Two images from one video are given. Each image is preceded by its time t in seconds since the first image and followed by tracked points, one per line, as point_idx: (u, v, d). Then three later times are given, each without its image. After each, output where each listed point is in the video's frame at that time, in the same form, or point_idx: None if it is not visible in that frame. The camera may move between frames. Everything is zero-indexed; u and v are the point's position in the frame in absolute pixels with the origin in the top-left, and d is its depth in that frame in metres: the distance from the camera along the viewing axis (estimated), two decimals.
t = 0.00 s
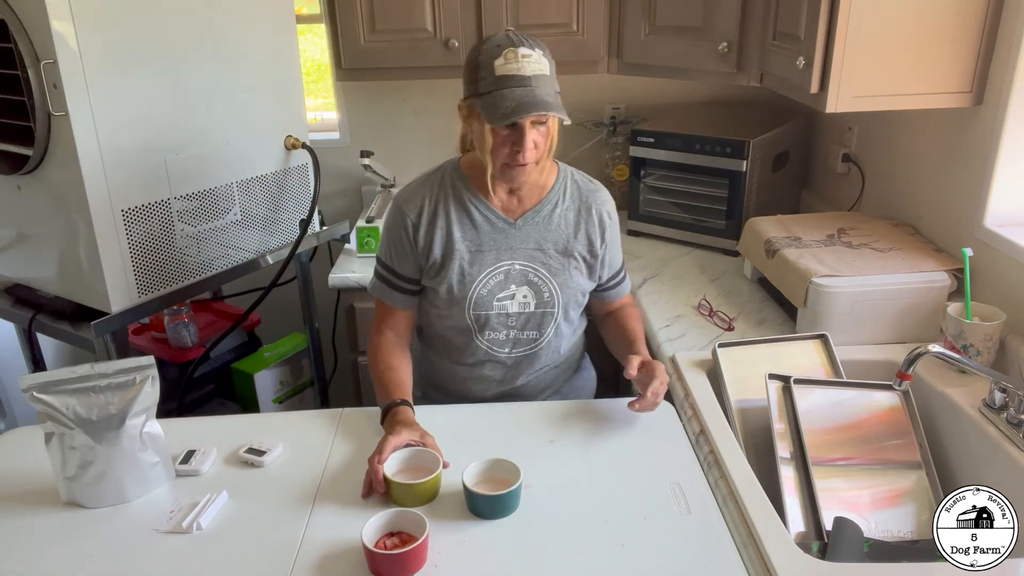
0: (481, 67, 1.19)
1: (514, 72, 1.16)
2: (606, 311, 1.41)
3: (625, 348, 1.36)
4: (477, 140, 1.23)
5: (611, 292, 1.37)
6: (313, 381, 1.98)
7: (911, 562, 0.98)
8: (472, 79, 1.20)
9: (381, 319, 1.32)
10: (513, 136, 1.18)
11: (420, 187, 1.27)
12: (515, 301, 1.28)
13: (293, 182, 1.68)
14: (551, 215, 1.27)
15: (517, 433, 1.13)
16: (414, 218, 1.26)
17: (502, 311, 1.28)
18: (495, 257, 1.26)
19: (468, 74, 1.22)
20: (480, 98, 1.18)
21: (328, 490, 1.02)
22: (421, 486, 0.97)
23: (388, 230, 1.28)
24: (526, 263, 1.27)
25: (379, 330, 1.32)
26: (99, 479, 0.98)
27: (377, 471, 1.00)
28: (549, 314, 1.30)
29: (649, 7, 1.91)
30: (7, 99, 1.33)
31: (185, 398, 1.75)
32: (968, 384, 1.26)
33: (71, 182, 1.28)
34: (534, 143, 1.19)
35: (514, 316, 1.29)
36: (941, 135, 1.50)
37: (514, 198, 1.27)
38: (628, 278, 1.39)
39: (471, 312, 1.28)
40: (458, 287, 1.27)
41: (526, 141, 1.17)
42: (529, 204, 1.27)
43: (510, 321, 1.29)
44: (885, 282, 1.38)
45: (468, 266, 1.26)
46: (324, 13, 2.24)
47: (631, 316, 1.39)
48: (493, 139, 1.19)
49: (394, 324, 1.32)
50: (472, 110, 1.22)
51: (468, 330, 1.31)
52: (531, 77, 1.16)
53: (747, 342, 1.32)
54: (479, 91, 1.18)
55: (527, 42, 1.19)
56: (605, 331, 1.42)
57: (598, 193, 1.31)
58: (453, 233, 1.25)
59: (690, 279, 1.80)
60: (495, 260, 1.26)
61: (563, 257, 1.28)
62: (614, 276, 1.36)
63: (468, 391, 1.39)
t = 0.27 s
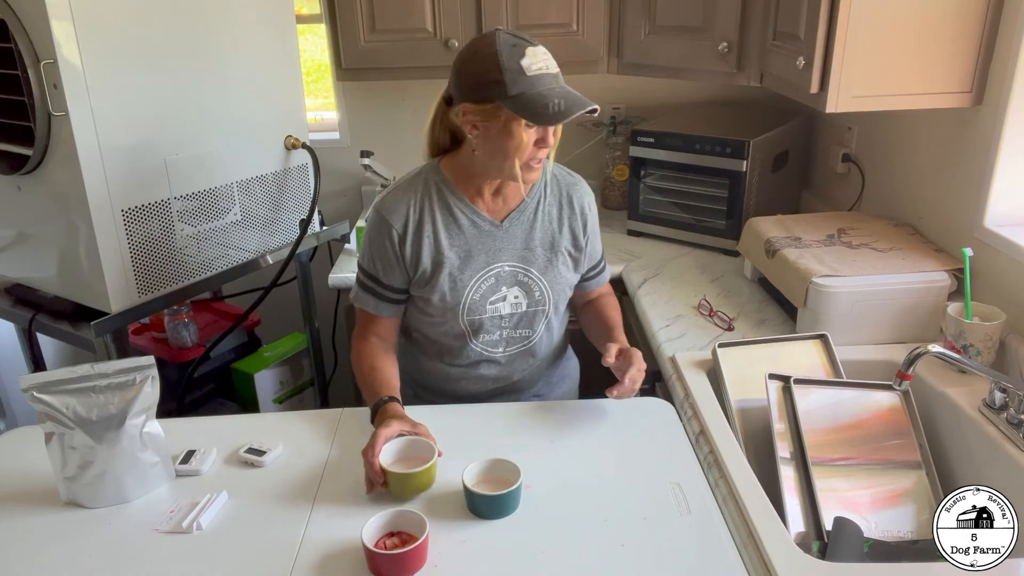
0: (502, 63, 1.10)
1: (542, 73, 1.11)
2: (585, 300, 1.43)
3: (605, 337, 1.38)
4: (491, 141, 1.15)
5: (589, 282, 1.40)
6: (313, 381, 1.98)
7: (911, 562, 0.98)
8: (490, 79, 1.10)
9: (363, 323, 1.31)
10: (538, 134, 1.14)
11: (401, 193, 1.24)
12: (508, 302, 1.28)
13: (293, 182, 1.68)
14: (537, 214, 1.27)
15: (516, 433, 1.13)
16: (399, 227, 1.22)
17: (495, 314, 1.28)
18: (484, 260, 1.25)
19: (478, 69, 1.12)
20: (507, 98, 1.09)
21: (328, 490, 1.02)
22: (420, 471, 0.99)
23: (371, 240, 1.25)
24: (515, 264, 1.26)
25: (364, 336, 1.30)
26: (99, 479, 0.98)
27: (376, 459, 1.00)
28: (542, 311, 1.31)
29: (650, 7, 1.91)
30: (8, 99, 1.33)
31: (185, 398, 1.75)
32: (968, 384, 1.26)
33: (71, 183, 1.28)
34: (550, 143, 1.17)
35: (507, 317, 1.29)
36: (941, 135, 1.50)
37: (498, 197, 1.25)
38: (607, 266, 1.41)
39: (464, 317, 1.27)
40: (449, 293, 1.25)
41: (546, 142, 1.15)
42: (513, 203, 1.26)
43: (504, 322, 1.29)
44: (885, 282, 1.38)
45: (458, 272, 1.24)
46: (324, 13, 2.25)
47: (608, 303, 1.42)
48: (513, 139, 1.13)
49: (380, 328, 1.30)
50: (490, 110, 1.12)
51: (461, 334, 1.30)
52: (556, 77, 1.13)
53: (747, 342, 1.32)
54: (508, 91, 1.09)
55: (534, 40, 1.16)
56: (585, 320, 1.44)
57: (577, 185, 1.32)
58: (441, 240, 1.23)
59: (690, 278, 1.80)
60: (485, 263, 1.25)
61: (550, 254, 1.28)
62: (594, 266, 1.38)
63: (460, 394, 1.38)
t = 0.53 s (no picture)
0: (536, 68, 1.10)
1: (572, 79, 1.12)
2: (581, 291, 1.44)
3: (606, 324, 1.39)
4: (519, 143, 1.14)
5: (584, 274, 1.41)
6: (313, 381, 1.98)
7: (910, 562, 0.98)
8: (523, 82, 1.10)
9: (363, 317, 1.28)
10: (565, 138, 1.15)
11: (412, 189, 1.21)
12: (522, 298, 1.28)
13: (293, 182, 1.68)
14: (546, 209, 1.27)
15: (516, 433, 1.13)
16: (413, 225, 1.20)
17: (511, 309, 1.28)
18: (499, 256, 1.24)
19: (511, 72, 1.11)
20: (543, 103, 1.09)
21: (328, 490, 1.02)
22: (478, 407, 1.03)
23: (381, 239, 1.21)
24: (528, 259, 1.26)
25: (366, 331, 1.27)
26: (99, 479, 0.98)
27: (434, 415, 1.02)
28: (554, 305, 1.31)
29: (650, 7, 1.91)
30: (8, 99, 1.33)
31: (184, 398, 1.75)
32: (968, 384, 1.26)
33: (71, 183, 1.28)
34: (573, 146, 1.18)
35: (521, 312, 1.29)
36: (941, 135, 1.50)
37: (510, 196, 1.25)
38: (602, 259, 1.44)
39: (480, 314, 1.26)
40: (466, 290, 1.24)
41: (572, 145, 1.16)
42: (524, 202, 1.26)
43: (519, 318, 1.29)
44: (885, 282, 1.38)
45: (474, 268, 1.23)
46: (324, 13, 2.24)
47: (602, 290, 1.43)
48: (543, 141, 1.13)
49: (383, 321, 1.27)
50: (523, 114, 1.11)
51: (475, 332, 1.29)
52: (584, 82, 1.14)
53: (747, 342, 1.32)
54: (544, 96, 1.09)
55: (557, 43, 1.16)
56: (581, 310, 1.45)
57: (579, 180, 1.33)
58: (456, 237, 1.21)
59: (690, 278, 1.80)
60: (500, 259, 1.24)
61: (561, 248, 1.29)
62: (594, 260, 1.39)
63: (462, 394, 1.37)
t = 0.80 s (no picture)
0: (572, 67, 1.11)
1: (606, 79, 1.13)
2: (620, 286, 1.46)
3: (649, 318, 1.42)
4: (551, 140, 1.14)
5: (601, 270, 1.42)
6: (313, 381, 1.98)
7: (910, 562, 0.98)
8: (560, 79, 1.10)
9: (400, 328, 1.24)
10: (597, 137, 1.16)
11: (447, 188, 1.19)
12: (559, 294, 1.27)
13: (293, 181, 1.68)
14: (575, 206, 1.27)
15: (516, 434, 1.13)
16: (451, 224, 1.18)
17: (548, 306, 1.27)
18: (536, 253, 1.23)
19: (547, 69, 1.11)
20: (578, 101, 1.10)
21: (328, 490, 1.02)
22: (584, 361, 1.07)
23: (418, 241, 1.19)
24: (562, 256, 1.26)
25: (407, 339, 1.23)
26: (99, 479, 0.98)
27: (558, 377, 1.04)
28: (587, 301, 1.31)
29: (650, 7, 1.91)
30: (8, 99, 1.33)
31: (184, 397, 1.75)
32: (968, 384, 1.26)
33: (70, 183, 1.28)
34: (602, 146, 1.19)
35: (558, 309, 1.28)
36: (941, 135, 1.50)
37: (537, 194, 1.24)
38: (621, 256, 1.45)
39: (519, 312, 1.25)
40: (506, 288, 1.23)
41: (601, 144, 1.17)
42: (553, 200, 1.26)
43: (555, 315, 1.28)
44: (885, 282, 1.38)
45: (513, 266, 1.22)
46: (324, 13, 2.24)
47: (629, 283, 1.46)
48: (574, 138, 1.14)
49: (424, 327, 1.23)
50: (557, 111, 1.12)
51: (513, 331, 1.27)
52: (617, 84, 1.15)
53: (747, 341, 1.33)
54: (578, 94, 1.09)
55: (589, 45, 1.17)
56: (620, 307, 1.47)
57: (598, 177, 1.34)
58: (494, 235, 1.20)
59: (690, 278, 1.80)
60: (537, 255, 1.23)
61: (591, 244, 1.29)
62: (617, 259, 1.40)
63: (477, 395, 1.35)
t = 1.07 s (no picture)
0: (603, 67, 1.10)
1: (635, 81, 1.12)
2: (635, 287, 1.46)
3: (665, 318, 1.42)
4: (578, 139, 1.14)
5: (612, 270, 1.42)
6: (314, 381, 1.98)
7: (910, 562, 0.98)
8: (591, 79, 1.10)
9: (449, 335, 1.18)
10: (623, 138, 1.16)
11: (478, 189, 1.17)
12: (587, 293, 1.27)
13: (293, 181, 1.68)
14: (596, 206, 1.28)
15: (516, 434, 1.13)
16: (486, 225, 1.15)
17: (578, 305, 1.27)
18: (567, 252, 1.23)
19: (577, 68, 1.11)
20: (608, 102, 1.10)
21: (328, 490, 1.02)
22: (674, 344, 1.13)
23: (455, 244, 1.15)
24: (589, 255, 1.26)
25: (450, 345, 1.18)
26: (99, 479, 0.98)
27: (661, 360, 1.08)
28: (611, 299, 1.32)
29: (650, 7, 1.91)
30: (8, 99, 1.33)
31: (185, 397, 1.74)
32: (968, 384, 1.26)
33: (70, 183, 1.28)
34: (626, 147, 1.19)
35: (586, 308, 1.28)
36: (941, 135, 1.50)
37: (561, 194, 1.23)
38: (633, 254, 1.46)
39: (551, 312, 1.24)
40: (539, 289, 1.21)
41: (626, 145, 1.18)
42: (576, 200, 1.25)
43: (583, 313, 1.28)
44: (885, 282, 1.38)
45: (546, 267, 1.21)
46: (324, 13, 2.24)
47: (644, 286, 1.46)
48: (600, 138, 1.14)
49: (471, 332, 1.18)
50: (587, 110, 1.11)
51: (544, 331, 1.26)
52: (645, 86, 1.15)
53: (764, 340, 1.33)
54: (608, 95, 1.09)
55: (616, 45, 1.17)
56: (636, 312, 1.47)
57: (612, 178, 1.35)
58: (528, 236, 1.18)
59: (690, 278, 1.80)
60: (567, 254, 1.23)
61: (612, 243, 1.30)
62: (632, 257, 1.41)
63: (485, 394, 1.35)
